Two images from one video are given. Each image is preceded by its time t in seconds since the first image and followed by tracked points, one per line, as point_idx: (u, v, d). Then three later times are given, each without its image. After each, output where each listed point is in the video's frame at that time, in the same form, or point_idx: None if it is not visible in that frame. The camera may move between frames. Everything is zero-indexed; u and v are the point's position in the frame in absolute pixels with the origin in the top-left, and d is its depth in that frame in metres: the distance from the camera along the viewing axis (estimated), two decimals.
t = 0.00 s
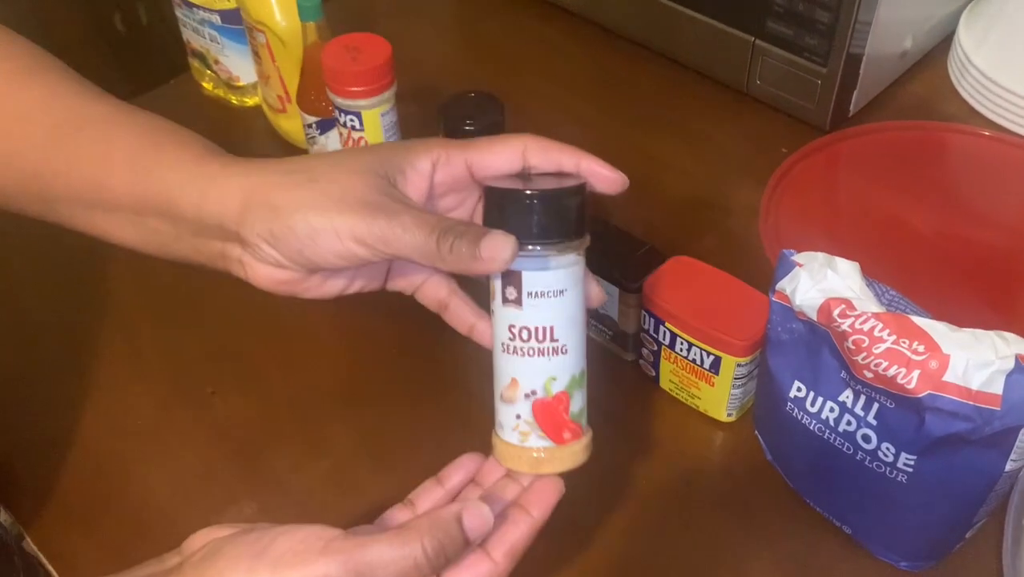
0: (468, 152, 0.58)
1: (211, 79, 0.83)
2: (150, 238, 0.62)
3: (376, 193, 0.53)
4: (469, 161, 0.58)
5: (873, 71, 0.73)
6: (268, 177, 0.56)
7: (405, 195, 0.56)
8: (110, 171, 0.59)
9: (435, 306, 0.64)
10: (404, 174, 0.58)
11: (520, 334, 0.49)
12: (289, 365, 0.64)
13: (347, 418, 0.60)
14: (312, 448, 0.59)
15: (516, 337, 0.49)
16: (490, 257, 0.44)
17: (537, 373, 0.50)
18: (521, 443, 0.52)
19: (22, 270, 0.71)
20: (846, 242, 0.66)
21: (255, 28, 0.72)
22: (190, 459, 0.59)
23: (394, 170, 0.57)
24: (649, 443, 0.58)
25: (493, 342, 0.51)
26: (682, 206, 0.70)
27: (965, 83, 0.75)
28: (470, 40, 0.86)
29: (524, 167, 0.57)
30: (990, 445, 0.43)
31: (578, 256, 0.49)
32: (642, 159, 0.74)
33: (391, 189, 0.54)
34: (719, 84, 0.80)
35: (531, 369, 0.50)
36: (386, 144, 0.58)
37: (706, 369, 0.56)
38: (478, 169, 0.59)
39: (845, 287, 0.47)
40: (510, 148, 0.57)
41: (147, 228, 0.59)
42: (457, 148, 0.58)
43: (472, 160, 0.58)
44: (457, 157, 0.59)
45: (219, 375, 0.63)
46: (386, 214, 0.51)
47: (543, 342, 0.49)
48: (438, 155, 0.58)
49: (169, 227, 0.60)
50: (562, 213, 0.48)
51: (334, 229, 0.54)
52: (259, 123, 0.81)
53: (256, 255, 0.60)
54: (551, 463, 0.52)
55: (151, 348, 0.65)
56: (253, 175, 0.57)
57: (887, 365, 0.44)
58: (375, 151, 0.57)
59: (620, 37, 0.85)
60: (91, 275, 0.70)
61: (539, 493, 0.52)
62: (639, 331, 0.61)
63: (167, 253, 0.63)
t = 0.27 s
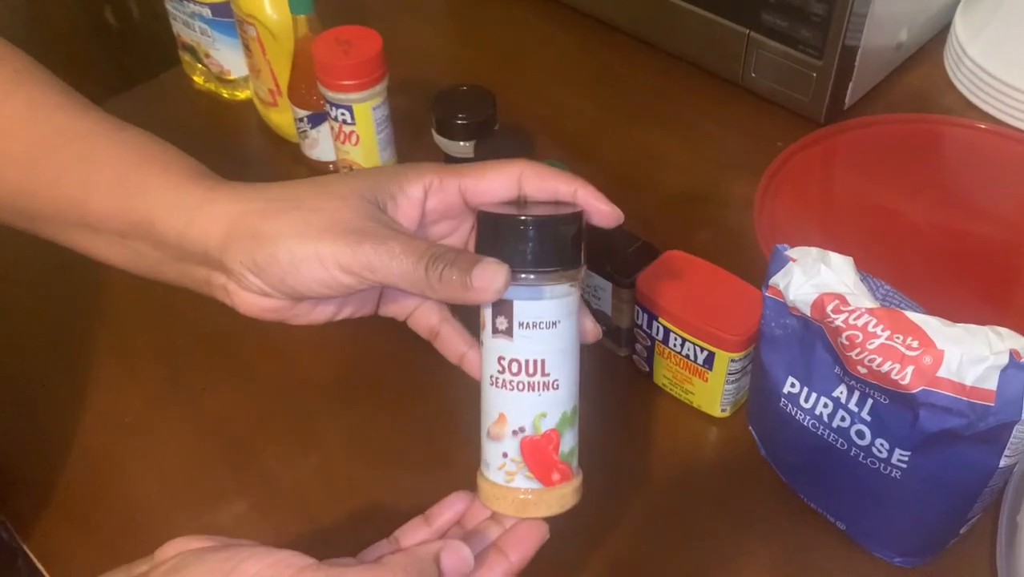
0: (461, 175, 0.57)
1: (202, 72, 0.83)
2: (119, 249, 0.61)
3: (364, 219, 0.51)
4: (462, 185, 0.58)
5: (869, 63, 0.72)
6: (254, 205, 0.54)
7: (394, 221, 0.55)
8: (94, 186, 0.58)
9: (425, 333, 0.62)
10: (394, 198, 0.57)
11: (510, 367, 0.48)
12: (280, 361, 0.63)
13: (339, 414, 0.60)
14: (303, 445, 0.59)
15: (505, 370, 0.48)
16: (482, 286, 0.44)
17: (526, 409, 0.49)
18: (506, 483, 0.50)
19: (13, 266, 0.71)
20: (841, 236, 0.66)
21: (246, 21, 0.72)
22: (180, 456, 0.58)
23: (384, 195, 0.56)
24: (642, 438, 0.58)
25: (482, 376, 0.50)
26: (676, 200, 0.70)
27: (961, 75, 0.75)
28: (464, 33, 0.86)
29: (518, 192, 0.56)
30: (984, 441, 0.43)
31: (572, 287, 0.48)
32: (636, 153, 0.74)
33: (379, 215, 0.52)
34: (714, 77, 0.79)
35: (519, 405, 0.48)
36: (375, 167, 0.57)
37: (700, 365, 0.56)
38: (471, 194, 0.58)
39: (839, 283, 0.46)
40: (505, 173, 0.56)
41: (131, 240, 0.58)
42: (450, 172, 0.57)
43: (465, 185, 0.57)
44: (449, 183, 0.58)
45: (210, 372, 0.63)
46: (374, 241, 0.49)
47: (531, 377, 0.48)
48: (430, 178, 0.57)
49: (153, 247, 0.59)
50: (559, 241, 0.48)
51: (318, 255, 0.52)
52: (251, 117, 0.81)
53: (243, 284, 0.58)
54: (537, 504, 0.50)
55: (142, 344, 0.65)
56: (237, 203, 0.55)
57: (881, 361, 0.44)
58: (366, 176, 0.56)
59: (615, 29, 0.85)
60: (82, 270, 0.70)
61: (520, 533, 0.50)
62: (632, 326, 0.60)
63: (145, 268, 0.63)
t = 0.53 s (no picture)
0: (459, 180, 0.57)
1: (198, 65, 0.82)
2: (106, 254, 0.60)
3: (358, 227, 0.51)
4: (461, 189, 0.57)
5: (869, 56, 0.72)
6: (247, 214, 0.54)
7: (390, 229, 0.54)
8: (89, 185, 0.58)
9: (423, 335, 0.61)
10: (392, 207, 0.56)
11: (507, 386, 0.46)
12: (277, 355, 0.63)
13: (335, 409, 0.60)
14: (300, 439, 0.58)
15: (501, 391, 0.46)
16: (477, 303, 0.43)
17: (524, 430, 0.47)
18: (500, 507, 0.48)
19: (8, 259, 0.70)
20: (841, 230, 0.66)
21: (242, 12, 0.71)
22: (176, 451, 0.58)
23: (380, 203, 0.55)
24: (641, 433, 0.58)
25: (475, 396, 0.48)
26: (674, 193, 0.70)
27: (960, 68, 0.75)
28: (461, 26, 0.85)
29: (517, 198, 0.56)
30: (985, 436, 0.43)
31: (571, 301, 0.46)
32: (634, 147, 0.74)
33: (373, 222, 0.52)
34: (713, 70, 0.79)
35: (515, 427, 0.47)
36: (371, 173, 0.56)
37: (699, 359, 0.56)
38: (470, 200, 0.57)
39: (839, 276, 0.46)
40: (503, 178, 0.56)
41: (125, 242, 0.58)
42: (448, 177, 0.57)
43: (464, 190, 0.57)
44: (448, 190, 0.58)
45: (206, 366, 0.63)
46: (367, 250, 0.49)
47: (529, 397, 0.46)
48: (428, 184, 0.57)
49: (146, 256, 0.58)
50: (557, 255, 0.45)
51: (310, 264, 0.52)
52: (247, 110, 0.80)
53: (236, 295, 0.57)
54: (533, 528, 0.48)
55: (138, 338, 0.65)
56: (230, 211, 0.55)
57: (882, 355, 0.43)
58: (362, 183, 0.55)
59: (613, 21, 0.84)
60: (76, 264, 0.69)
61: (513, 557, 0.49)
62: (631, 320, 0.60)
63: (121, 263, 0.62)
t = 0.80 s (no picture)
0: (450, 195, 0.56)
1: (197, 64, 0.82)
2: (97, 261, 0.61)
3: (345, 249, 0.50)
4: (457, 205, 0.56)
5: (868, 57, 0.72)
6: (230, 234, 0.53)
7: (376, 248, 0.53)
8: (89, 194, 0.58)
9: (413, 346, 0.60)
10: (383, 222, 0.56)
11: (497, 412, 0.46)
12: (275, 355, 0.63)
13: (334, 409, 0.60)
14: (298, 439, 0.58)
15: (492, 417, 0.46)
16: (464, 331, 0.42)
17: (516, 456, 0.47)
18: (494, 533, 0.48)
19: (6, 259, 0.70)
20: (840, 231, 0.66)
21: (242, 11, 0.71)
22: (174, 451, 0.58)
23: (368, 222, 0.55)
24: (641, 433, 0.58)
25: (466, 420, 0.48)
26: (674, 194, 0.70)
27: (960, 69, 0.75)
28: (461, 25, 0.85)
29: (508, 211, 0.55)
30: (984, 437, 0.43)
31: (562, 322, 0.46)
32: (634, 147, 0.74)
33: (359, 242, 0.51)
34: (712, 70, 0.79)
35: (507, 452, 0.47)
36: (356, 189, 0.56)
37: (698, 360, 0.56)
38: (461, 214, 0.57)
39: (839, 277, 0.46)
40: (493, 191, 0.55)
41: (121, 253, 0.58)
42: (438, 191, 0.56)
43: (454, 203, 0.57)
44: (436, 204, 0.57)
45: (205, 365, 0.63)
46: (348, 274, 0.47)
47: (520, 421, 0.46)
48: (417, 200, 0.56)
49: (138, 270, 0.58)
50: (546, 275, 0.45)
51: (292, 289, 0.50)
52: (247, 109, 0.80)
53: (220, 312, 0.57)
54: (528, 554, 0.48)
55: (137, 337, 0.65)
56: (214, 230, 0.54)
57: (882, 356, 0.43)
58: (347, 199, 0.54)
59: (613, 21, 0.84)
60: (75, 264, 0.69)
61: None
62: (631, 320, 0.60)
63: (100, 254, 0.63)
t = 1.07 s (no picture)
0: (365, 161, 0.55)
1: (194, 66, 0.82)
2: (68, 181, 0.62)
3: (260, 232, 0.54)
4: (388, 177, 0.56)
5: (867, 61, 0.72)
6: (184, 219, 0.56)
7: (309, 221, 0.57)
8: (87, 207, 0.59)
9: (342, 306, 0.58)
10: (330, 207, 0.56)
11: (412, 357, 0.49)
12: (272, 358, 0.63)
13: (330, 413, 0.60)
14: (295, 443, 0.58)
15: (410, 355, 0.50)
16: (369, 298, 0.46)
17: (430, 397, 0.51)
18: (430, 461, 0.54)
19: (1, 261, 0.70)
20: (838, 235, 0.66)
21: (240, 14, 0.71)
22: (170, 454, 0.58)
23: (288, 197, 0.56)
24: (639, 438, 0.58)
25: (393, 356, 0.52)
26: (672, 197, 0.70)
27: (958, 74, 0.75)
28: (459, 28, 0.85)
29: (429, 172, 0.54)
30: (985, 443, 0.43)
31: (459, 276, 0.48)
32: (632, 150, 0.73)
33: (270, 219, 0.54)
34: (711, 74, 0.79)
35: (425, 393, 0.51)
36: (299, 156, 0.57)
37: (697, 364, 0.56)
38: (378, 177, 0.56)
39: (839, 282, 0.46)
40: (400, 148, 0.55)
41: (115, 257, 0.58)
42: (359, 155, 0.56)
43: (371, 168, 0.56)
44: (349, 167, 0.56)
45: (202, 368, 0.62)
46: (274, 259, 0.52)
47: (431, 366, 0.49)
48: (336, 167, 0.56)
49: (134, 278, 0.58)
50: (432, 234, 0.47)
51: (239, 274, 0.55)
52: (244, 110, 0.80)
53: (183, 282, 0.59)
54: (472, 474, 0.54)
55: (132, 340, 0.64)
56: (163, 212, 0.57)
57: (881, 361, 0.43)
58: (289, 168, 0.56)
59: (611, 25, 0.84)
60: (71, 266, 0.69)
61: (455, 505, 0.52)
62: (629, 324, 0.60)
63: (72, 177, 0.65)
